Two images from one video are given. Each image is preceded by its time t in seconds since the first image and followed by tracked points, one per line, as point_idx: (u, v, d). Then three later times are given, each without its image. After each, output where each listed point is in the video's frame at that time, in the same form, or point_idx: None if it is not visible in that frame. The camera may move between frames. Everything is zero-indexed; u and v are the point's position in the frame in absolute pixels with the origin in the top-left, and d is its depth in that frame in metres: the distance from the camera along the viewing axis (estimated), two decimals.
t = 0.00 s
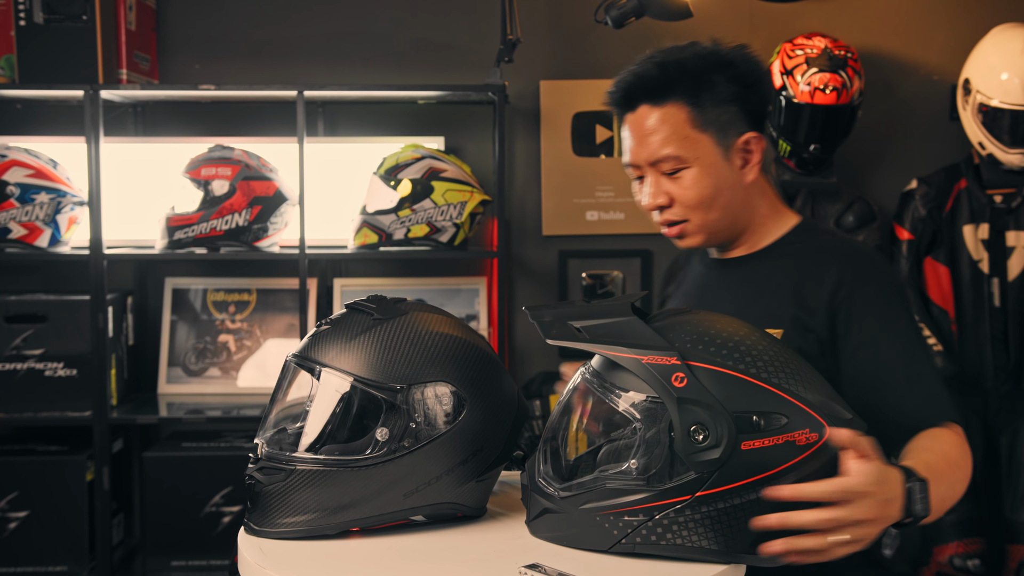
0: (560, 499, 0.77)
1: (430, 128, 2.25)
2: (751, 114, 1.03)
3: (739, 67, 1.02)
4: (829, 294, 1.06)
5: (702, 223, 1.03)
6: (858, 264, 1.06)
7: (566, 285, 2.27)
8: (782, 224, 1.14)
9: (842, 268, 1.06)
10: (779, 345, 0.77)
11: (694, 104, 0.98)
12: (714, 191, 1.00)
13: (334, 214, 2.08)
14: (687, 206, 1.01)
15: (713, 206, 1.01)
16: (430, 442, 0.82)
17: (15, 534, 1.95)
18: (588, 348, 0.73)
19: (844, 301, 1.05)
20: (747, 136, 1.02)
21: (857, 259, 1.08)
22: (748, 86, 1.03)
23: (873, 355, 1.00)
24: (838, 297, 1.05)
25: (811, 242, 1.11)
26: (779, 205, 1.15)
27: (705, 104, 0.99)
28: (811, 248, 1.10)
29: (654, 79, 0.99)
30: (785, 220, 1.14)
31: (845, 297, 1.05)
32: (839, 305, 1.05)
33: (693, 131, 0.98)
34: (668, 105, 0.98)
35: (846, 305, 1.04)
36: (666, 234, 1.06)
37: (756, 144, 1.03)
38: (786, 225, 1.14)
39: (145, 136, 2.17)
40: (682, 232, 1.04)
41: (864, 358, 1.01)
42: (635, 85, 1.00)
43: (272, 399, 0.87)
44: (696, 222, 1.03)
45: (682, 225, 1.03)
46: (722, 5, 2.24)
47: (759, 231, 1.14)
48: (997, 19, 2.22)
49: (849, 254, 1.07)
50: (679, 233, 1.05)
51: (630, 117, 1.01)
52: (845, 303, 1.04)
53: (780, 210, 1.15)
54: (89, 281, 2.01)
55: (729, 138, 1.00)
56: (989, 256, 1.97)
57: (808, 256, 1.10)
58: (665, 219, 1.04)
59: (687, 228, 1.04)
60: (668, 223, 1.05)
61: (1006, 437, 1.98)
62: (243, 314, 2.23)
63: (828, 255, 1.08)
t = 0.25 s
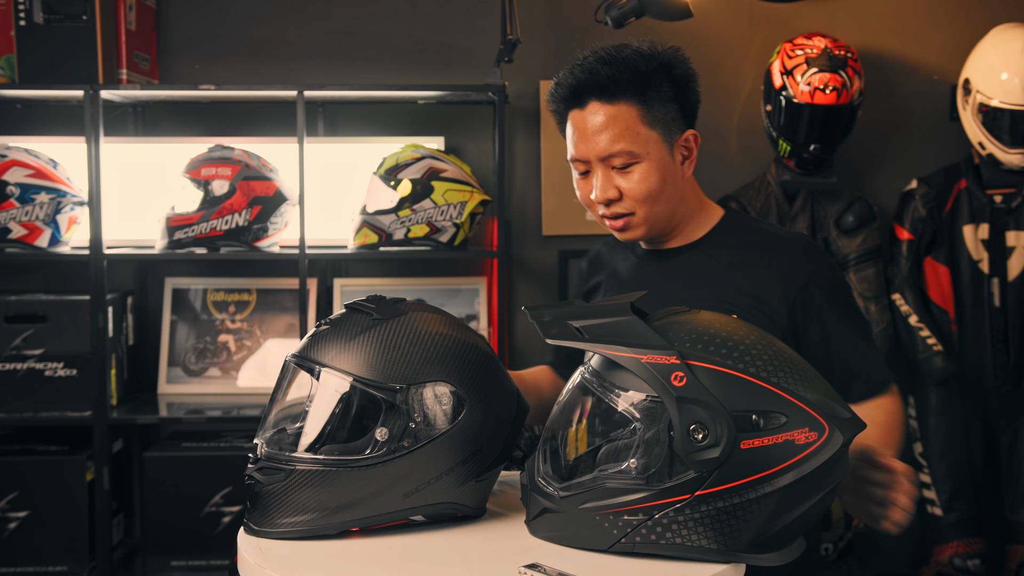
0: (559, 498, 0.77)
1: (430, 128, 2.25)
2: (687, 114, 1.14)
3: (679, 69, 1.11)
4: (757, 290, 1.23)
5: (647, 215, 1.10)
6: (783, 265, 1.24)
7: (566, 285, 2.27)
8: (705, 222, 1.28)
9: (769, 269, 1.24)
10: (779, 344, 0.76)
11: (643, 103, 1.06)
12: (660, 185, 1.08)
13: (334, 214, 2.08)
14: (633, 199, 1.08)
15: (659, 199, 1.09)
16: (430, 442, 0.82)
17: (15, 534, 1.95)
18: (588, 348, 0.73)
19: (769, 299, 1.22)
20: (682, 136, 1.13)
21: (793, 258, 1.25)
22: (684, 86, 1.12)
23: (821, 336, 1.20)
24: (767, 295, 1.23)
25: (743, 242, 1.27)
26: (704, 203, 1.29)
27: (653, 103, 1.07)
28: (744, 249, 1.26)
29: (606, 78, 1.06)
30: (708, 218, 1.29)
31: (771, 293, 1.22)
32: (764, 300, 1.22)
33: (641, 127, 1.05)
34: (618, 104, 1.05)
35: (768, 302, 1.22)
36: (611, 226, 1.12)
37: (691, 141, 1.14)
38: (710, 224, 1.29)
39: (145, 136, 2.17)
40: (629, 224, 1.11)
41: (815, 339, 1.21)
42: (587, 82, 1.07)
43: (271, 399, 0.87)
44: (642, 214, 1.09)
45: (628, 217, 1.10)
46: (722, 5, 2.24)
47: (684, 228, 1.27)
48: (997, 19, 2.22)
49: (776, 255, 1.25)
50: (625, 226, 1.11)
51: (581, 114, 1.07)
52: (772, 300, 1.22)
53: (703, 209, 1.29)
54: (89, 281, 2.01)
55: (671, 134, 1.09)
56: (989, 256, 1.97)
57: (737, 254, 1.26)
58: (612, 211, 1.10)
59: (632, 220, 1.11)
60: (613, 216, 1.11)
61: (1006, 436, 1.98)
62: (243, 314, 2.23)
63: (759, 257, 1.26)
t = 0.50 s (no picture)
0: (559, 498, 0.77)
1: (430, 128, 2.25)
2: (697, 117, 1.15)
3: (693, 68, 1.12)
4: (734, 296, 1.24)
5: (644, 207, 1.08)
6: (746, 265, 1.24)
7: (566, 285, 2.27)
8: (688, 227, 1.27)
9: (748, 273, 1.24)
10: (779, 344, 0.76)
11: (659, 95, 1.07)
12: (663, 178, 1.07)
13: (334, 214, 2.08)
14: (635, 188, 1.06)
15: (660, 193, 1.07)
16: (430, 442, 0.82)
17: (15, 534, 1.95)
18: (589, 349, 0.73)
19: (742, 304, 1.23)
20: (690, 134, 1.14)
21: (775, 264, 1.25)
22: (696, 86, 1.13)
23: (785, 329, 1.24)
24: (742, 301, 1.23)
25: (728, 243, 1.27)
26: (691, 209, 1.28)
27: (668, 97, 1.07)
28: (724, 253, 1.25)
29: (628, 63, 1.06)
30: (690, 223, 1.28)
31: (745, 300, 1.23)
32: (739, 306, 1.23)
33: (655, 118, 1.05)
34: (636, 90, 1.05)
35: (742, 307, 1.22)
36: (607, 214, 1.09)
37: (697, 142, 1.15)
38: (692, 229, 1.27)
39: (146, 136, 2.17)
40: (625, 214, 1.08)
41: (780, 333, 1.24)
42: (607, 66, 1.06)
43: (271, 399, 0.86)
44: (641, 206, 1.07)
45: (627, 206, 1.07)
46: (722, 5, 2.24)
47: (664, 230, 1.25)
48: (997, 19, 2.21)
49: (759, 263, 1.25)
50: (620, 215, 1.09)
51: (596, 95, 1.07)
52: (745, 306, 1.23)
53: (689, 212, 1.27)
54: (89, 281, 2.01)
55: (680, 132, 1.09)
56: (989, 256, 1.97)
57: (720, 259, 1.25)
58: (611, 198, 1.07)
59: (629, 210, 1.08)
60: (611, 204, 1.08)
61: (1006, 436, 1.98)
62: (243, 314, 2.23)
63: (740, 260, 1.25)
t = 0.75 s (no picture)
0: (560, 498, 0.77)
1: (430, 128, 2.25)
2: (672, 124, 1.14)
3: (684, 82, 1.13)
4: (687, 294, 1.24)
5: (615, 212, 1.08)
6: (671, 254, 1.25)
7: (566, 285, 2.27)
8: (645, 230, 1.26)
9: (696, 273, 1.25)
10: (778, 344, 0.76)
11: (642, 101, 1.04)
12: (640, 185, 1.06)
13: (334, 214, 2.07)
14: (610, 194, 1.05)
15: (634, 199, 1.07)
16: (430, 442, 0.82)
17: (15, 534, 1.95)
18: (588, 348, 0.72)
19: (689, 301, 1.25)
20: (666, 139, 1.12)
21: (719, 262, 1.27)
22: (676, 93, 1.12)
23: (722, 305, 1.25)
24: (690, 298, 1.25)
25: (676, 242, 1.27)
26: (650, 212, 1.27)
27: (650, 104, 1.06)
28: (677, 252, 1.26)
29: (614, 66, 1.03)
30: (649, 226, 1.27)
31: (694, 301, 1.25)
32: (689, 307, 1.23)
33: (637, 123, 1.03)
34: (620, 93, 1.03)
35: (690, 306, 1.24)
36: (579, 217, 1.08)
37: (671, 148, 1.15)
38: (648, 233, 1.27)
39: (146, 136, 2.17)
40: (599, 218, 1.08)
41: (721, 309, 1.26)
42: (592, 66, 1.04)
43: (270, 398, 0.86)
44: (614, 211, 1.07)
45: (601, 210, 1.07)
46: (722, 5, 2.24)
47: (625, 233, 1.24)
48: (997, 19, 2.21)
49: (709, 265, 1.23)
50: (593, 219, 1.08)
51: (580, 94, 1.03)
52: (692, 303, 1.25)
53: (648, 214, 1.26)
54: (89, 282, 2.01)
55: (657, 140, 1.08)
56: (989, 256, 1.97)
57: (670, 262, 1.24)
58: (586, 201, 1.05)
59: (602, 214, 1.08)
60: (585, 207, 1.07)
61: (1006, 436, 1.98)
62: (243, 314, 2.23)
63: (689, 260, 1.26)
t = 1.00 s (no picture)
0: (559, 498, 0.77)
1: (430, 128, 2.25)
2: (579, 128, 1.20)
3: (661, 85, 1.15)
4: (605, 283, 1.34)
5: (539, 219, 1.13)
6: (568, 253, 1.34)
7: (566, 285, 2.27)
8: (550, 233, 1.33)
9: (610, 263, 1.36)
10: (778, 344, 0.76)
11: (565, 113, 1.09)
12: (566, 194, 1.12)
13: (334, 214, 2.06)
14: (539, 204, 1.10)
15: (557, 208, 1.13)
16: (428, 442, 0.81)
17: (15, 534, 1.95)
18: (587, 349, 0.72)
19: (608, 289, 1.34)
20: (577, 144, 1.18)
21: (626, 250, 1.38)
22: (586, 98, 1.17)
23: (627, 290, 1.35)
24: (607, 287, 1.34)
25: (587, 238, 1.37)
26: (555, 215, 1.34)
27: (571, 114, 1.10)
28: (588, 247, 1.36)
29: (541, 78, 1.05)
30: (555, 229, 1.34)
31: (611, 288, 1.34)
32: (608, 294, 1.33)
33: (563, 135, 1.07)
34: (549, 105, 1.06)
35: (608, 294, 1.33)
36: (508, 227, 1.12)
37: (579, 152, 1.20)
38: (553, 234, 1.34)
39: (146, 136, 2.17)
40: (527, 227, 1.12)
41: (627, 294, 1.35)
42: (515, 78, 1.05)
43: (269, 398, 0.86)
44: (540, 220, 1.12)
45: (529, 221, 1.11)
46: (722, 5, 2.24)
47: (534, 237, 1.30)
48: (997, 18, 2.21)
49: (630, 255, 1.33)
50: (520, 228, 1.12)
51: (509, 106, 1.05)
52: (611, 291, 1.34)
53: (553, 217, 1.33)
54: (89, 281, 2.01)
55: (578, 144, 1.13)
56: (989, 256, 1.97)
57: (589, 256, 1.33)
58: (518, 213, 1.09)
59: (528, 224, 1.12)
60: (514, 219, 1.10)
61: (1006, 437, 1.97)
62: (243, 314, 2.23)
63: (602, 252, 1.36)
